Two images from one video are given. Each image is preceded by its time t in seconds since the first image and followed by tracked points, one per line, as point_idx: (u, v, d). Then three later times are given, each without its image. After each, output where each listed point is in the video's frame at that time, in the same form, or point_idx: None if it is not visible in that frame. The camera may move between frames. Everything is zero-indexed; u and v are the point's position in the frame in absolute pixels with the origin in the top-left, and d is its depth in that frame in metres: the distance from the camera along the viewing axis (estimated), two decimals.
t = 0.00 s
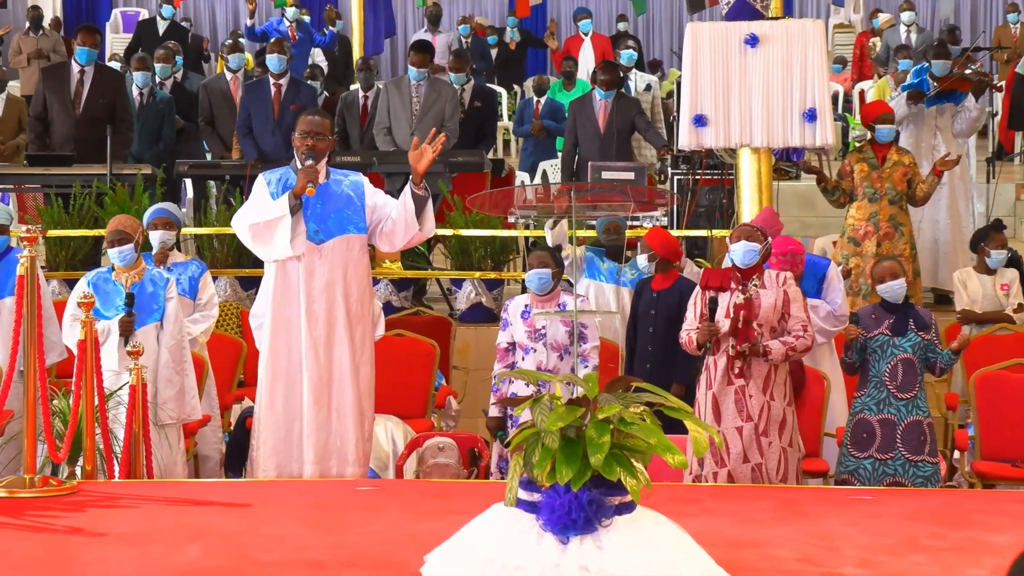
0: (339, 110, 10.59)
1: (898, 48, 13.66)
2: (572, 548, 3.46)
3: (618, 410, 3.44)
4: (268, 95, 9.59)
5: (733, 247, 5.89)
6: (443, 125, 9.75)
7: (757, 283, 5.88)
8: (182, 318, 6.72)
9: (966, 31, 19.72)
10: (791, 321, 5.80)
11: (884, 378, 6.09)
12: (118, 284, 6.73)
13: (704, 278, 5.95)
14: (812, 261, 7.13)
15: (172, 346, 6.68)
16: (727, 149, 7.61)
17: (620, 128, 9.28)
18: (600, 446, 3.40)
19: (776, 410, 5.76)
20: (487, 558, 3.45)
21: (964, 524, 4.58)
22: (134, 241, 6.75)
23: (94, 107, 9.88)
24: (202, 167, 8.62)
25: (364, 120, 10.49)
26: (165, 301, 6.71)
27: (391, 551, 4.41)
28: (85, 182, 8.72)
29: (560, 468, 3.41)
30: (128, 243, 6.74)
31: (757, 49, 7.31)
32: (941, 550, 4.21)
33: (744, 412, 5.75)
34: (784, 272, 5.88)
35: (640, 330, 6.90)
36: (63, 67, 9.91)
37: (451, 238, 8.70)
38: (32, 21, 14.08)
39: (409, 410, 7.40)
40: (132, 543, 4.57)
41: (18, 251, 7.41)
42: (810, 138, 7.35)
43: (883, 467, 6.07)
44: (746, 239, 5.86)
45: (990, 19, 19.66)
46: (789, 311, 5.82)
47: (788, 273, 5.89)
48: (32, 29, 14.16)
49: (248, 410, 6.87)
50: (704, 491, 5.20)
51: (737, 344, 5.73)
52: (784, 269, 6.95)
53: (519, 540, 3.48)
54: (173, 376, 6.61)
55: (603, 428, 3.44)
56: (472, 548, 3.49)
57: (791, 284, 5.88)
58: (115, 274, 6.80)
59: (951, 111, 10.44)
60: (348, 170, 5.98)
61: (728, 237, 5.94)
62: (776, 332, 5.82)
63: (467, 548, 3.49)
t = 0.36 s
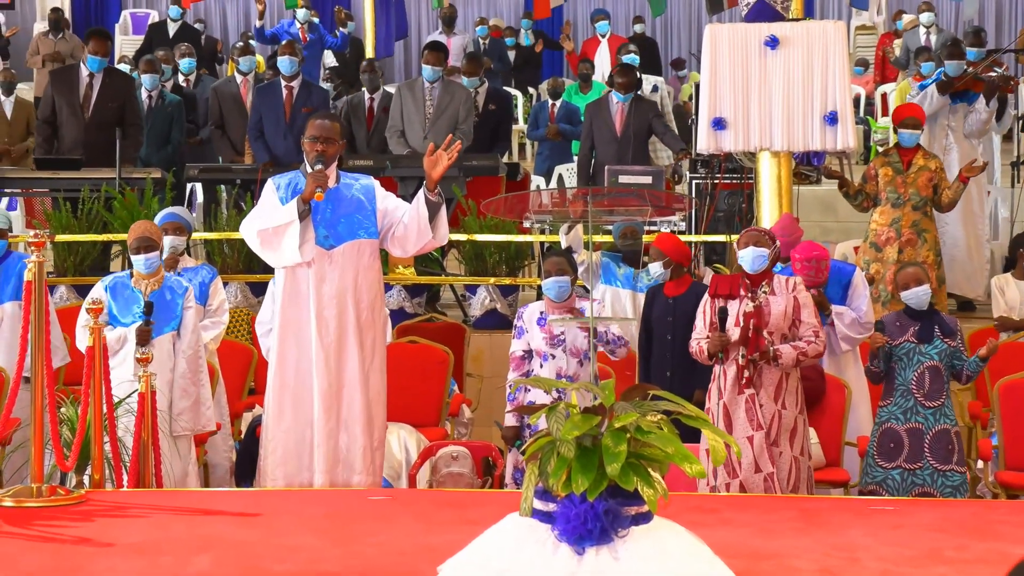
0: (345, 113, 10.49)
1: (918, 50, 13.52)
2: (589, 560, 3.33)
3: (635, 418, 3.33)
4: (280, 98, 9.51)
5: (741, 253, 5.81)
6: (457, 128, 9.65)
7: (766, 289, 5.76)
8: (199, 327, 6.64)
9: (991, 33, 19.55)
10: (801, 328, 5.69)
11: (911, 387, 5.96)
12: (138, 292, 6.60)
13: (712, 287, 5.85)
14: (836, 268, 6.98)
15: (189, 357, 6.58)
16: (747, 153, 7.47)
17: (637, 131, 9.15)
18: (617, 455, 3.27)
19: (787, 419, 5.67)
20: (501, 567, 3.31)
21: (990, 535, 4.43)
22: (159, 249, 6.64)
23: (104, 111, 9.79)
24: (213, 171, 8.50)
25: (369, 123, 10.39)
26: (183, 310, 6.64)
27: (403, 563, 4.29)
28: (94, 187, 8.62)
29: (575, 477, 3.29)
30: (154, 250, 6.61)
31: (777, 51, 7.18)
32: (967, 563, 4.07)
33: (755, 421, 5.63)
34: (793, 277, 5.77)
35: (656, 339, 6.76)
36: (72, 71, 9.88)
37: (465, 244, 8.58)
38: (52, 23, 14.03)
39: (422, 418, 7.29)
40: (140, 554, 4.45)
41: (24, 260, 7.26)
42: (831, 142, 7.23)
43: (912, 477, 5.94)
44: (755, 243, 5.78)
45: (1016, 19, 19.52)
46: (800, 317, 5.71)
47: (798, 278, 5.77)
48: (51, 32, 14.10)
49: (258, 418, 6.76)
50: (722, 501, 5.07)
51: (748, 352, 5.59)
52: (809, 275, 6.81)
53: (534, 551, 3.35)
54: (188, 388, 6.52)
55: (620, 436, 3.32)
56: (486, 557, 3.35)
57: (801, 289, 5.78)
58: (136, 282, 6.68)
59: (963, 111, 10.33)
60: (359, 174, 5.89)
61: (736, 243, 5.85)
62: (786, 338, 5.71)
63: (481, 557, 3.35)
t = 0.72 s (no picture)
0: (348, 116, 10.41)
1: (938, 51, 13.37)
2: (604, 570, 3.19)
3: (653, 425, 3.17)
4: (290, 99, 9.41)
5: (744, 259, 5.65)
6: (470, 128, 9.53)
7: (769, 294, 5.60)
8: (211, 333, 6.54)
9: (1016, 33, 19.37)
10: (807, 332, 5.53)
11: (946, 393, 5.83)
12: (149, 297, 6.51)
13: (715, 293, 5.71)
14: (864, 273, 6.87)
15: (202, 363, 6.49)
16: (766, 155, 7.34)
17: (654, 133, 9.02)
18: (634, 463, 3.10)
19: (791, 423, 5.56)
20: None
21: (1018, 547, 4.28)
22: (170, 254, 6.51)
23: (111, 112, 9.72)
24: (222, 173, 8.40)
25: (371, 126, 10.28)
26: (195, 315, 6.53)
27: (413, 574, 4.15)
28: (102, 189, 8.51)
29: (591, 485, 3.13)
30: (165, 254, 6.49)
31: (797, 51, 7.04)
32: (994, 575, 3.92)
33: (762, 425, 5.52)
34: (797, 281, 5.59)
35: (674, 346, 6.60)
36: (79, 72, 9.75)
37: (479, 246, 8.46)
38: (63, 23, 13.91)
39: (436, 425, 7.19)
40: (148, 563, 4.32)
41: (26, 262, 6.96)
42: (852, 143, 7.09)
43: (950, 485, 5.82)
44: (755, 247, 5.63)
45: None
46: (805, 322, 5.55)
47: (802, 281, 5.60)
48: (62, 31, 13.99)
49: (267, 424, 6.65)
50: (741, 510, 4.92)
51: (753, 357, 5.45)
52: (836, 280, 6.64)
53: (548, 562, 3.21)
54: (201, 395, 6.42)
55: (637, 443, 3.15)
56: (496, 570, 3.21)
57: (806, 294, 5.60)
58: (147, 285, 6.58)
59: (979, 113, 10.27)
60: (367, 175, 5.80)
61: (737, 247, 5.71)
62: (791, 344, 5.55)
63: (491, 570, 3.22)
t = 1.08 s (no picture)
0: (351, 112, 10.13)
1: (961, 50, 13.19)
2: None
3: (669, 430, 3.04)
4: (300, 97, 9.31)
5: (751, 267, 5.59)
6: (484, 127, 9.44)
7: (776, 299, 5.48)
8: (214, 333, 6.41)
9: None
10: (815, 338, 5.42)
11: (980, 401, 5.71)
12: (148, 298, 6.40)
13: (720, 299, 5.60)
14: (895, 274, 6.85)
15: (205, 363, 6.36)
16: (786, 155, 7.19)
17: (671, 132, 8.88)
18: (650, 468, 3.00)
19: (800, 426, 5.41)
20: None
21: None
22: (168, 254, 6.40)
23: (118, 111, 9.52)
24: (231, 172, 8.31)
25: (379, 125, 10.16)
26: (197, 316, 6.40)
27: None
28: (108, 189, 8.51)
29: (606, 491, 3.01)
30: (162, 254, 6.38)
31: (818, 50, 6.90)
32: None
33: (772, 426, 5.40)
34: (804, 285, 5.49)
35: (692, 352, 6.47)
36: (86, 70, 9.64)
37: (493, 248, 8.34)
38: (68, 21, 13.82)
39: (448, 430, 7.10)
40: (154, 571, 4.19)
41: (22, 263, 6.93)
42: (874, 144, 6.95)
43: (984, 494, 5.69)
44: (759, 256, 5.54)
45: None
46: (812, 327, 5.44)
47: (809, 286, 5.50)
48: (68, 27, 13.92)
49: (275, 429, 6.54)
50: (761, 518, 4.77)
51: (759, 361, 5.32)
52: (865, 283, 6.61)
53: (563, 571, 3.09)
54: (204, 398, 6.27)
55: (654, 449, 3.04)
56: None
57: (813, 298, 5.50)
58: (147, 286, 6.48)
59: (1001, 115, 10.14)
60: (376, 174, 5.67)
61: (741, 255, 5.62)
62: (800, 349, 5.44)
63: None
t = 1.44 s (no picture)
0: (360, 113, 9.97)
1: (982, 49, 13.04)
2: None
3: (686, 434, 2.88)
4: (310, 97, 9.22)
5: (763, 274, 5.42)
6: (496, 127, 9.29)
7: (789, 307, 5.36)
8: (212, 333, 6.29)
9: None
10: (828, 345, 5.32)
11: (1004, 406, 5.56)
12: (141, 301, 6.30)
13: (731, 305, 5.46)
14: (920, 277, 6.81)
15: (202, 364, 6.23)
16: (803, 156, 7.07)
17: (687, 132, 8.77)
18: (666, 473, 2.82)
19: (828, 443, 5.29)
20: None
21: None
22: (160, 256, 6.30)
23: (126, 110, 9.47)
24: (240, 173, 8.24)
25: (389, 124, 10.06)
26: (193, 317, 6.28)
27: None
28: (115, 189, 8.36)
29: (622, 497, 2.83)
30: (154, 257, 6.29)
31: (837, 48, 6.78)
32: None
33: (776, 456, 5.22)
34: (818, 291, 5.38)
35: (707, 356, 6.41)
36: (92, 67, 9.48)
37: (506, 250, 8.23)
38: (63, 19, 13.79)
39: (459, 434, 6.98)
40: None
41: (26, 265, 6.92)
42: (894, 144, 6.82)
43: (1004, 501, 5.54)
44: (774, 271, 5.36)
45: None
46: (825, 334, 5.33)
47: (823, 291, 5.38)
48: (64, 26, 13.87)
49: (283, 434, 6.47)
50: (779, 524, 4.64)
51: (769, 374, 5.27)
52: (890, 286, 6.52)
53: None
54: (202, 399, 6.15)
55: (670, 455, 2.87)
56: None
57: (828, 305, 5.38)
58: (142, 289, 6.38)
59: None
60: (383, 176, 5.59)
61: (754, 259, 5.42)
62: (814, 359, 5.33)
63: None
